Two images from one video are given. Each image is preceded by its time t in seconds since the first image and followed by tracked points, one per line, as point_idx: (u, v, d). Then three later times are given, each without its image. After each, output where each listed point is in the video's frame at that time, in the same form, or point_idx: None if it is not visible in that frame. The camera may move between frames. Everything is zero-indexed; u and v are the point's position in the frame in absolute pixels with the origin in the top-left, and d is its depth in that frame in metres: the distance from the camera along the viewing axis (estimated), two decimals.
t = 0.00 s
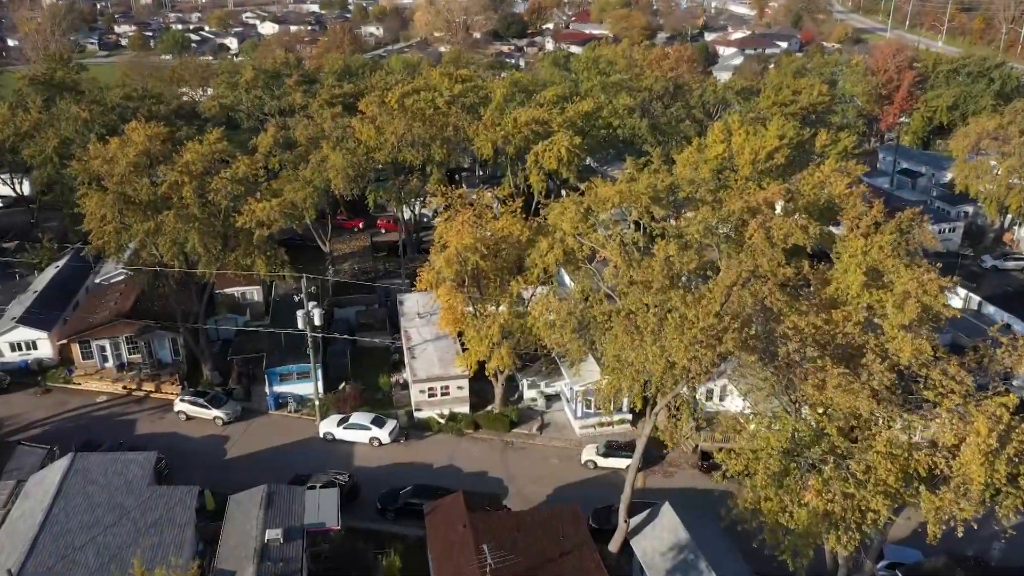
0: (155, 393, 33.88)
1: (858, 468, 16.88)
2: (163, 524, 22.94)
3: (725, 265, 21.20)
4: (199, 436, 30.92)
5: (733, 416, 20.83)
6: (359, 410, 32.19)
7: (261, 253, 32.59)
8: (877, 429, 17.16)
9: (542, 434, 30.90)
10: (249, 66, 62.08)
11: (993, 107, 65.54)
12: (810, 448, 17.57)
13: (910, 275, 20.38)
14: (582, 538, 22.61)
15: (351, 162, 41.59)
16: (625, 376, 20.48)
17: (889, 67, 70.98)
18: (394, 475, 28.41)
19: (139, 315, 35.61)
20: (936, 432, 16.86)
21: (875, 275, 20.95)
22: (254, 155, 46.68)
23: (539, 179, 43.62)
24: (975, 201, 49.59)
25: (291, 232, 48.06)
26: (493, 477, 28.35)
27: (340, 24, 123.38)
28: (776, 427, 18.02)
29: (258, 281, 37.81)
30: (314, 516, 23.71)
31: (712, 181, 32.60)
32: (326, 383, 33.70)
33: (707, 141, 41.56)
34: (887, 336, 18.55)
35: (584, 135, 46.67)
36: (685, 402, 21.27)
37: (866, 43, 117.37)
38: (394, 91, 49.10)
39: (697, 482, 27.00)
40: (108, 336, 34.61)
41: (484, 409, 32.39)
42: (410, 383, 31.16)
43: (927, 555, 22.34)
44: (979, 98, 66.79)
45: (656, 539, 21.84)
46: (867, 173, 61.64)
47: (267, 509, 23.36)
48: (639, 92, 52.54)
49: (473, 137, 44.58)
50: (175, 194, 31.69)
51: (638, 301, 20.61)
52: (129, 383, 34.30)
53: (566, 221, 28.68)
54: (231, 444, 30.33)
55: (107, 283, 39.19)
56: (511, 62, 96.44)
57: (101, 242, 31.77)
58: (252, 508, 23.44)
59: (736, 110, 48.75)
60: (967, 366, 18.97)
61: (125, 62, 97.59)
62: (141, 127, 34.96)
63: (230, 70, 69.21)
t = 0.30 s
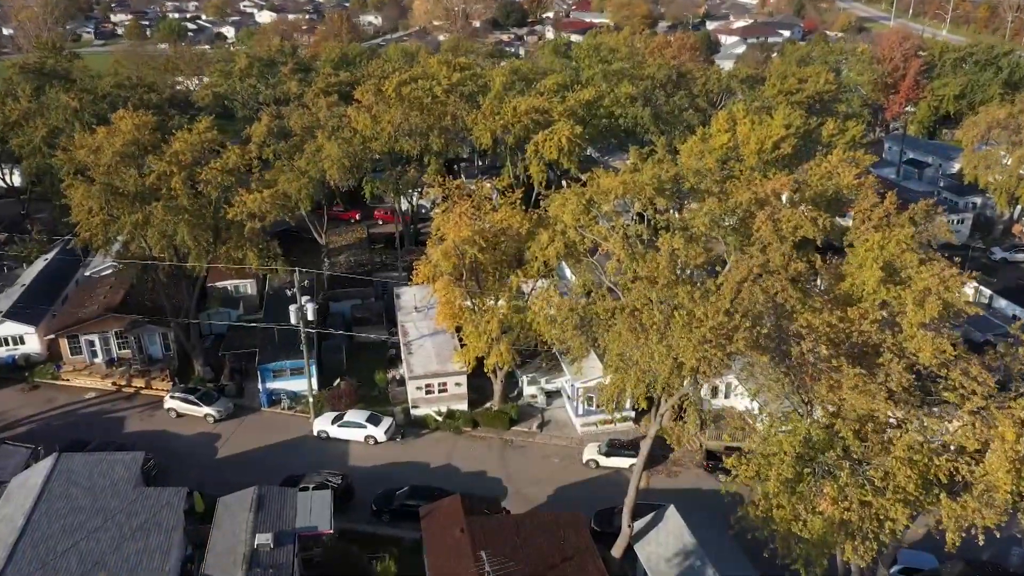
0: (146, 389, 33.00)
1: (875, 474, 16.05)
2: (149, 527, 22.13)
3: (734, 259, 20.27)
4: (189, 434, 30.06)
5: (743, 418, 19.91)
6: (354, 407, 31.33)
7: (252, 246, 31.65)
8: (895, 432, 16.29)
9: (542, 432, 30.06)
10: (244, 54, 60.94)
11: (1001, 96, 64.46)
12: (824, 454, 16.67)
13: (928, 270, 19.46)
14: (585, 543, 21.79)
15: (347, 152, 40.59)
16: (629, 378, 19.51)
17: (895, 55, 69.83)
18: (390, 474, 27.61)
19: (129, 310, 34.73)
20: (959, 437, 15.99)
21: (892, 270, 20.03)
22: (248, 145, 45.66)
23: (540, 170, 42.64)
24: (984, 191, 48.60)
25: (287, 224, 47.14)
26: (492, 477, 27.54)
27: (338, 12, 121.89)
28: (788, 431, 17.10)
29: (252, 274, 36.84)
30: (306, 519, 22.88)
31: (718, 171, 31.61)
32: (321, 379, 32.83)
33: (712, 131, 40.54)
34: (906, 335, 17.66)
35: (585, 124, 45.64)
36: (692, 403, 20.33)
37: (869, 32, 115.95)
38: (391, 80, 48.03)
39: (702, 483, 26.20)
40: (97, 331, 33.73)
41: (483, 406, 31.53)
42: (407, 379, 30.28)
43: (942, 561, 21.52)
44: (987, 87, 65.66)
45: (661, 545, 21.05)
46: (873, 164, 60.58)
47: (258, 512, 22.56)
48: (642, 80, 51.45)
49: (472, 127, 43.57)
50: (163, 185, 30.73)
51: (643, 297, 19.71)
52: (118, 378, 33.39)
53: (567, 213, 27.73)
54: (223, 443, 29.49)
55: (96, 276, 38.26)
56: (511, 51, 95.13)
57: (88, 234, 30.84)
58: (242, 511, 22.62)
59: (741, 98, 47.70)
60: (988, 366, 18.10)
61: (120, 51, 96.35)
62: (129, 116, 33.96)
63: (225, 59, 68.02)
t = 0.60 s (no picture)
0: (135, 385, 32.15)
1: (895, 482, 15.15)
2: (134, 531, 21.27)
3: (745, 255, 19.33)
4: (179, 431, 29.24)
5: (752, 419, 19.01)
6: (349, 404, 30.45)
7: (243, 238, 30.71)
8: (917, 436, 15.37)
9: (542, 430, 29.21)
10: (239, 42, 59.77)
11: (1009, 84, 63.23)
12: (840, 459, 15.75)
13: (949, 265, 18.50)
14: (586, 549, 20.95)
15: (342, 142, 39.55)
16: (634, 379, 18.58)
17: (902, 43, 68.63)
18: (386, 473, 26.82)
19: (119, 304, 33.73)
20: (984, 442, 15.07)
21: (910, 264, 19.12)
22: (241, 134, 44.64)
23: (540, 159, 41.60)
24: (994, 182, 47.55)
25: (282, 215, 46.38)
26: (491, 477, 26.71)
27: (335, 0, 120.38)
28: (801, 433, 16.20)
29: (245, 268, 36.08)
30: (297, 523, 22.03)
31: (725, 161, 30.59)
32: (315, 375, 31.96)
33: (717, 120, 39.53)
34: (926, 333, 16.70)
35: (587, 113, 44.61)
36: (699, 404, 19.42)
37: (874, 20, 114.42)
38: (388, 67, 46.93)
39: (707, 483, 25.41)
40: (85, 325, 32.79)
41: (481, 403, 30.68)
42: (403, 376, 29.40)
43: (957, 566, 20.70)
44: (995, 76, 64.41)
45: (666, 551, 20.22)
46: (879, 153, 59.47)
47: (247, 516, 21.70)
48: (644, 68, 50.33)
49: (470, 116, 42.57)
50: (151, 176, 29.78)
51: (649, 293, 18.77)
52: (107, 375, 32.61)
53: (567, 204, 26.74)
54: (213, 441, 28.66)
55: (86, 269, 37.36)
56: (511, 39, 93.73)
57: (74, 226, 29.91)
58: (231, 514, 21.78)
59: (746, 87, 46.59)
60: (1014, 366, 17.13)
61: (114, 39, 95.09)
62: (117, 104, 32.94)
63: (220, 47, 66.83)
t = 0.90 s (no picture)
0: (124, 380, 31.28)
1: (916, 489, 14.31)
2: (117, 534, 20.46)
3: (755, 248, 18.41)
4: (169, 428, 28.39)
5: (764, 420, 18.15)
6: (344, 400, 29.58)
7: (234, 229, 29.77)
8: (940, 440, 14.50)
9: (542, 427, 28.39)
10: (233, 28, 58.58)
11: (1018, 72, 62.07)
12: (858, 464, 14.90)
13: (971, 258, 17.58)
14: (588, 553, 20.14)
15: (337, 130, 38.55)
16: (640, 378, 17.68)
17: (908, 31, 67.40)
18: (382, 472, 26.01)
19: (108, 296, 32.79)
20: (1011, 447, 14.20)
21: (931, 258, 18.22)
22: (234, 122, 43.60)
23: (540, 148, 40.60)
24: (1003, 172, 46.58)
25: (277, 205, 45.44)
26: (490, 476, 25.88)
27: None
28: (817, 436, 15.34)
29: (238, 259, 35.15)
30: (288, 525, 21.19)
31: (731, 149, 29.62)
32: (309, 370, 31.10)
33: (721, 108, 38.53)
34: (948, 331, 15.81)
35: (588, 101, 43.59)
36: (707, 403, 18.56)
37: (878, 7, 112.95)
38: (384, 54, 45.83)
39: (713, 483, 24.66)
40: (73, 318, 31.92)
41: (480, 399, 29.84)
42: (399, 371, 28.52)
43: (974, 571, 19.92)
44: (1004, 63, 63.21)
45: (671, 556, 19.41)
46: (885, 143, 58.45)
47: (236, 519, 20.88)
48: (647, 54, 49.21)
49: (469, 103, 41.58)
50: (138, 165, 28.79)
51: (654, 288, 17.88)
52: (96, 369, 31.69)
53: (569, 195, 25.80)
54: (204, 438, 27.84)
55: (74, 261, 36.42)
56: (510, 26, 92.43)
57: (59, 217, 28.97)
58: (218, 516, 20.95)
59: (751, 74, 45.52)
60: None
61: (107, 26, 93.67)
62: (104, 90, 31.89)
63: (214, 34, 65.58)
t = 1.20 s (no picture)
0: (114, 372, 30.46)
1: (942, 493, 13.51)
2: (102, 535, 19.70)
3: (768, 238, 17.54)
4: (159, 423, 27.59)
5: (777, 418, 17.36)
6: (339, 393, 28.78)
7: (226, 218, 28.88)
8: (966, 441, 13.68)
9: (543, 422, 27.62)
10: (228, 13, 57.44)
11: None
12: (880, 466, 14.09)
13: (996, 248, 16.72)
14: (592, 555, 19.39)
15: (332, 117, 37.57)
16: (646, 374, 16.87)
17: (915, 17, 66.19)
18: (378, 468, 25.24)
19: (97, 287, 31.92)
20: None
21: (952, 248, 17.36)
22: (228, 109, 42.60)
23: (541, 135, 39.64)
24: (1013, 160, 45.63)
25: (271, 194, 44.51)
26: (489, 473, 25.12)
27: None
28: (835, 436, 14.53)
29: (231, 249, 34.24)
30: (280, 525, 20.41)
31: (739, 135, 28.68)
32: (303, 363, 30.28)
33: (727, 94, 37.56)
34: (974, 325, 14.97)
35: (590, 87, 42.60)
36: (717, 400, 17.76)
37: None
38: (381, 38, 44.77)
39: (719, 480, 24.06)
40: (61, 309, 31.04)
41: (479, 393, 29.06)
42: (396, 364, 27.68)
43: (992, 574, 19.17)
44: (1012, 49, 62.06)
45: (679, 558, 18.66)
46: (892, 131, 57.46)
47: (226, 518, 20.09)
48: (650, 40, 48.14)
49: (468, 89, 40.61)
50: (126, 151, 27.86)
51: (662, 280, 17.04)
52: (85, 361, 30.88)
53: (571, 182, 24.91)
54: (196, 433, 27.05)
55: (63, 250, 35.47)
56: (511, 12, 91.15)
57: (44, 205, 28.06)
58: (208, 515, 20.17)
59: (756, 60, 44.47)
60: None
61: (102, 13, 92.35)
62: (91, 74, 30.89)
63: (208, 19, 64.39)
